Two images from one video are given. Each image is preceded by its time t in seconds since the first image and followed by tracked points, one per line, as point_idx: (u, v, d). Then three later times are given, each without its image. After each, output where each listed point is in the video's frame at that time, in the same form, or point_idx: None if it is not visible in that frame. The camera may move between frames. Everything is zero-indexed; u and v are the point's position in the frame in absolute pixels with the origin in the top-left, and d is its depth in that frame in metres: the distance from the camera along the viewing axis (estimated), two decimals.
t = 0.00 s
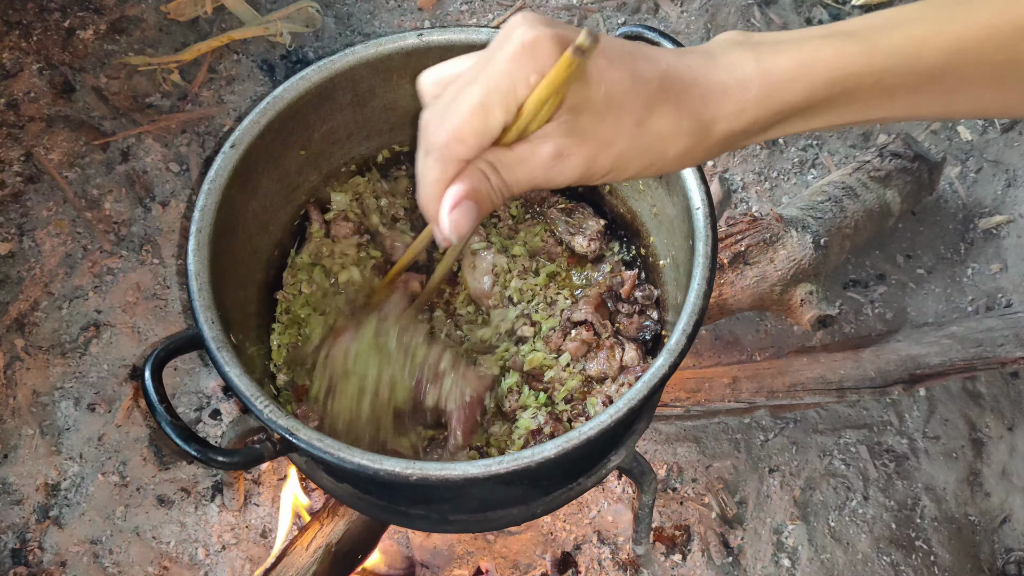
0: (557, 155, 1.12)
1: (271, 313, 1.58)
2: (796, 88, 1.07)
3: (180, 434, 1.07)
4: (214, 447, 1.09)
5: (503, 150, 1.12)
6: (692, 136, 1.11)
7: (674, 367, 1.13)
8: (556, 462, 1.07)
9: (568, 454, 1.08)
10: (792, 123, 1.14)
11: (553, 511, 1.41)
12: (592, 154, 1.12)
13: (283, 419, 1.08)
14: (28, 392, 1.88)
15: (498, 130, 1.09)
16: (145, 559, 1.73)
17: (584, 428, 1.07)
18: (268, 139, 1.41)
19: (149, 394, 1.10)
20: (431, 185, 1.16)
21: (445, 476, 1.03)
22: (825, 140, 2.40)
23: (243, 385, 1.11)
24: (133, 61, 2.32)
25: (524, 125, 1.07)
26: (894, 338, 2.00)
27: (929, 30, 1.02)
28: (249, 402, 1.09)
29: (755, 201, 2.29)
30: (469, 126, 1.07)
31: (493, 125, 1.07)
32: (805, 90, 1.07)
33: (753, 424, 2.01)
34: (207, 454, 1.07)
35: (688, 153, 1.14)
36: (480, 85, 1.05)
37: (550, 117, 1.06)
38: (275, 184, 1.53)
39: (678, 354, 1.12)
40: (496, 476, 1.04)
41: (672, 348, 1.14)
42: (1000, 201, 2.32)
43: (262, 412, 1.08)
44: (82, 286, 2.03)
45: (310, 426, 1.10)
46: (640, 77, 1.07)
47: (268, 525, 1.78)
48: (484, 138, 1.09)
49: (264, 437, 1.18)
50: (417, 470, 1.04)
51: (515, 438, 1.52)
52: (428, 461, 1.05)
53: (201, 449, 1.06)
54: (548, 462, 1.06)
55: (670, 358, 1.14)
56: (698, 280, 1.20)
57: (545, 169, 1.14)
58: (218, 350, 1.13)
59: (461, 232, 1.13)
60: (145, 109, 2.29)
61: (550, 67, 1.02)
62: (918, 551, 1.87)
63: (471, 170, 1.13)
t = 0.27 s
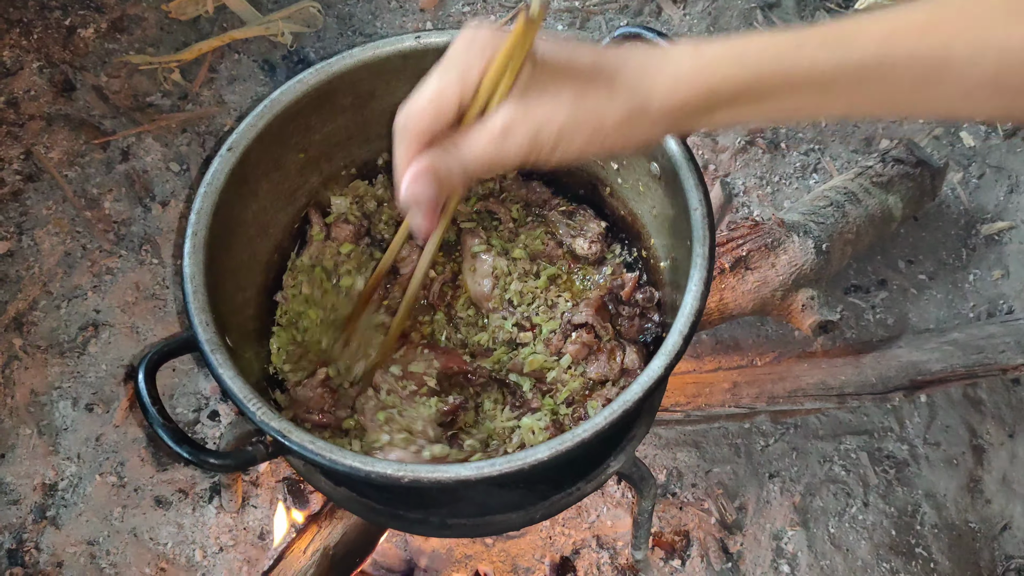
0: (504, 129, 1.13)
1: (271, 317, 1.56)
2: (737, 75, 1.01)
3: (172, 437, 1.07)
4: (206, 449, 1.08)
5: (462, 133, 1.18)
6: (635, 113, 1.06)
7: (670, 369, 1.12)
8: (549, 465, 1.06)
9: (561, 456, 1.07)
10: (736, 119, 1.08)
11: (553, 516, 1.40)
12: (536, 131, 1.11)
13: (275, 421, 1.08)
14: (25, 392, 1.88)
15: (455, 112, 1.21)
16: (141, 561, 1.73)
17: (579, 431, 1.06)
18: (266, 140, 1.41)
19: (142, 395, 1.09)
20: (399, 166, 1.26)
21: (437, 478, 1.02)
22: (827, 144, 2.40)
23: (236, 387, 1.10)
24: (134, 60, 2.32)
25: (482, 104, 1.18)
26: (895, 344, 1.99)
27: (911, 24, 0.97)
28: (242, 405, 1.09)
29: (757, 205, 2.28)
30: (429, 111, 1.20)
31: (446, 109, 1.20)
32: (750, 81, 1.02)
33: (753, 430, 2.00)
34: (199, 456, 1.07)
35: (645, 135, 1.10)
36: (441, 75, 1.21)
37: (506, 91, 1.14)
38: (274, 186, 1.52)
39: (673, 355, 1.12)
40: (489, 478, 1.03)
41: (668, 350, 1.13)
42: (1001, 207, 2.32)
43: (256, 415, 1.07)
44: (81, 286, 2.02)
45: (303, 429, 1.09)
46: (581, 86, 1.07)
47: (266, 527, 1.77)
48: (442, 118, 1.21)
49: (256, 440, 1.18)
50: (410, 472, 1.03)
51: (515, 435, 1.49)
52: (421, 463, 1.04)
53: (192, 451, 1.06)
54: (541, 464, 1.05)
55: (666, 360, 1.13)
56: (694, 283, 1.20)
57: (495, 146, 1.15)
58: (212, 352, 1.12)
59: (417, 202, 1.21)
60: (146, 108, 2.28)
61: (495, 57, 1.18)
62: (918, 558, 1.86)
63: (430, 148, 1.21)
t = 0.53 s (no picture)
0: None
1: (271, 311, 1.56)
2: None
3: (177, 432, 1.07)
4: (211, 445, 1.08)
5: None
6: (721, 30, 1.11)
7: (676, 368, 1.12)
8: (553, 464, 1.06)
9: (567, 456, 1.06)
10: None
11: (553, 513, 1.40)
12: None
13: (280, 417, 1.07)
14: (27, 385, 1.88)
15: None
16: (142, 554, 1.73)
17: (585, 430, 1.06)
18: (268, 134, 1.40)
19: (146, 391, 1.09)
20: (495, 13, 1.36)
21: (443, 476, 1.02)
22: (832, 140, 2.38)
23: (240, 382, 1.10)
24: (136, 54, 2.31)
25: None
26: (899, 341, 1.98)
27: None
28: (246, 400, 1.08)
29: (761, 201, 2.27)
30: None
31: None
32: None
33: (756, 426, 1.99)
34: (203, 451, 1.07)
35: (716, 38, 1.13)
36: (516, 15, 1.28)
37: None
38: (275, 181, 1.52)
39: (680, 355, 1.11)
40: (494, 477, 1.03)
41: (675, 348, 1.12)
42: (1007, 204, 2.31)
43: (260, 410, 1.07)
44: (83, 279, 2.02)
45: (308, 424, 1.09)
46: None
47: (268, 521, 1.77)
48: None
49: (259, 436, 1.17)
50: (415, 469, 1.03)
51: (516, 432, 1.49)
52: (426, 461, 1.04)
53: (196, 446, 1.06)
54: (546, 464, 1.05)
55: (672, 359, 1.13)
56: (701, 282, 1.19)
57: None
58: (216, 346, 1.12)
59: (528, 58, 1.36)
60: (148, 102, 2.28)
61: None
62: (921, 555, 1.86)
63: None
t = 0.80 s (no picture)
0: (612, 196, 0.82)
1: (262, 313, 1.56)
2: (860, 67, 0.86)
3: (168, 436, 1.06)
4: (202, 449, 1.08)
5: (552, 204, 0.84)
6: (761, 130, 0.85)
7: (669, 372, 1.12)
8: (547, 468, 1.06)
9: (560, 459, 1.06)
10: (863, 97, 0.92)
11: (545, 514, 1.40)
12: (652, 188, 0.83)
13: (272, 420, 1.07)
14: (20, 390, 1.88)
15: (548, 154, 0.79)
16: (136, 559, 1.73)
17: (578, 434, 1.06)
18: (260, 135, 1.40)
19: (137, 394, 1.09)
20: (482, 280, 0.91)
21: (437, 480, 1.02)
22: (826, 138, 2.38)
23: (232, 386, 1.09)
24: (129, 57, 2.31)
25: (563, 163, 0.79)
26: (893, 339, 1.98)
27: None
28: (239, 403, 1.08)
29: (754, 199, 2.26)
30: (537, 141, 0.79)
31: (550, 119, 0.77)
32: (870, 61, 0.86)
33: (750, 425, 1.99)
34: (195, 456, 1.06)
35: (746, 151, 0.85)
36: (491, 118, 0.86)
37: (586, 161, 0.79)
38: (267, 181, 1.51)
39: (672, 359, 1.10)
40: (488, 481, 1.03)
41: (667, 352, 1.12)
42: (1001, 201, 2.30)
43: (252, 413, 1.06)
44: (75, 283, 2.02)
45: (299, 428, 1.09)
46: (673, 70, 0.79)
47: (261, 525, 1.76)
48: (524, 201, 0.82)
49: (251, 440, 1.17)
50: (407, 474, 1.02)
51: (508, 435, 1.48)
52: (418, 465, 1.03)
53: (188, 451, 1.05)
54: (539, 467, 1.05)
55: (665, 362, 1.12)
56: (693, 283, 1.18)
57: (601, 221, 0.85)
58: (207, 349, 1.12)
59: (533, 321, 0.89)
60: (141, 104, 2.28)
61: (567, 91, 0.76)
62: (916, 553, 1.85)
63: (518, 244, 0.87)
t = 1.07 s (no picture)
0: (481, 135, 1.12)
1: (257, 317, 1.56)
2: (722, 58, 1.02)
3: (157, 439, 1.07)
4: (191, 451, 1.08)
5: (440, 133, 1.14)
6: (604, 100, 1.07)
7: (656, 364, 1.10)
8: (534, 462, 1.05)
9: (547, 453, 1.05)
10: (727, 88, 1.08)
11: (546, 514, 1.39)
12: (514, 131, 1.11)
13: (258, 421, 1.07)
14: (25, 396, 1.89)
15: (444, 82, 1.11)
16: (141, 563, 1.73)
17: (562, 428, 1.05)
18: (252, 142, 1.40)
19: (126, 398, 1.09)
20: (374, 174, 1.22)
21: (421, 477, 1.01)
22: (828, 134, 2.37)
23: (220, 388, 1.10)
24: (130, 64, 2.33)
25: (450, 105, 1.11)
26: (898, 335, 1.97)
27: (857, 25, 0.97)
28: (225, 405, 1.08)
29: (756, 197, 2.25)
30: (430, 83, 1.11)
31: (439, 83, 1.11)
32: (731, 54, 1.02)
33: (754, 424, 1.98)
34: (183, 457, 1.07)
35: (591, 125, 1.09)
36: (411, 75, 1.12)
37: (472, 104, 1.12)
38: (261, 186, 1.52)
39: (659, 351, 1.10)
40: (473, 476, 1.02)
41: (654, 345, 1.11)
42: (1006, 195, 2.28)
43: (239, 415, 1.07)
44: (79, 289, 2.03)
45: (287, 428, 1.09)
46: (546, 48, 1.08)
47: (265, 528, 1.77)
48: (412, 123, 1.13)
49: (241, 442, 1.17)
50: (392, 470, 1.02)
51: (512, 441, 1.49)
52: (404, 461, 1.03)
53: (175, 453, 1.06)
54: (526, 462, 1.04)
55: (653, 354, 1.11)
56: (681, 275, 1.18)
57: (472, 151, 1.14)
58: (196, 352, 1.12)
59: (400, 214, 1.20)
60: (143, 111, 2.29)
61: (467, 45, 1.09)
62: (924, 551, 1.84)
63: (407, 157, 1.16)
